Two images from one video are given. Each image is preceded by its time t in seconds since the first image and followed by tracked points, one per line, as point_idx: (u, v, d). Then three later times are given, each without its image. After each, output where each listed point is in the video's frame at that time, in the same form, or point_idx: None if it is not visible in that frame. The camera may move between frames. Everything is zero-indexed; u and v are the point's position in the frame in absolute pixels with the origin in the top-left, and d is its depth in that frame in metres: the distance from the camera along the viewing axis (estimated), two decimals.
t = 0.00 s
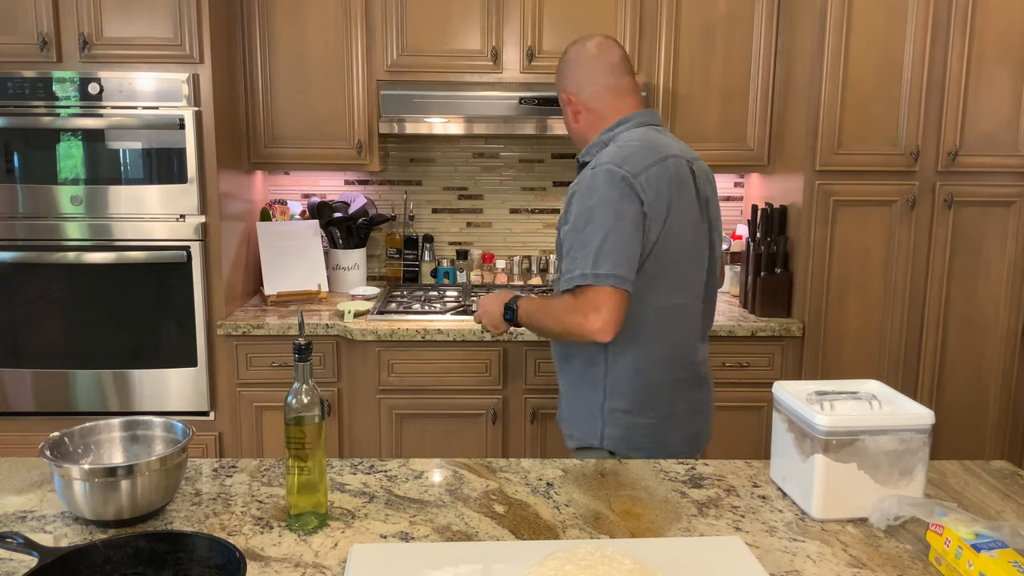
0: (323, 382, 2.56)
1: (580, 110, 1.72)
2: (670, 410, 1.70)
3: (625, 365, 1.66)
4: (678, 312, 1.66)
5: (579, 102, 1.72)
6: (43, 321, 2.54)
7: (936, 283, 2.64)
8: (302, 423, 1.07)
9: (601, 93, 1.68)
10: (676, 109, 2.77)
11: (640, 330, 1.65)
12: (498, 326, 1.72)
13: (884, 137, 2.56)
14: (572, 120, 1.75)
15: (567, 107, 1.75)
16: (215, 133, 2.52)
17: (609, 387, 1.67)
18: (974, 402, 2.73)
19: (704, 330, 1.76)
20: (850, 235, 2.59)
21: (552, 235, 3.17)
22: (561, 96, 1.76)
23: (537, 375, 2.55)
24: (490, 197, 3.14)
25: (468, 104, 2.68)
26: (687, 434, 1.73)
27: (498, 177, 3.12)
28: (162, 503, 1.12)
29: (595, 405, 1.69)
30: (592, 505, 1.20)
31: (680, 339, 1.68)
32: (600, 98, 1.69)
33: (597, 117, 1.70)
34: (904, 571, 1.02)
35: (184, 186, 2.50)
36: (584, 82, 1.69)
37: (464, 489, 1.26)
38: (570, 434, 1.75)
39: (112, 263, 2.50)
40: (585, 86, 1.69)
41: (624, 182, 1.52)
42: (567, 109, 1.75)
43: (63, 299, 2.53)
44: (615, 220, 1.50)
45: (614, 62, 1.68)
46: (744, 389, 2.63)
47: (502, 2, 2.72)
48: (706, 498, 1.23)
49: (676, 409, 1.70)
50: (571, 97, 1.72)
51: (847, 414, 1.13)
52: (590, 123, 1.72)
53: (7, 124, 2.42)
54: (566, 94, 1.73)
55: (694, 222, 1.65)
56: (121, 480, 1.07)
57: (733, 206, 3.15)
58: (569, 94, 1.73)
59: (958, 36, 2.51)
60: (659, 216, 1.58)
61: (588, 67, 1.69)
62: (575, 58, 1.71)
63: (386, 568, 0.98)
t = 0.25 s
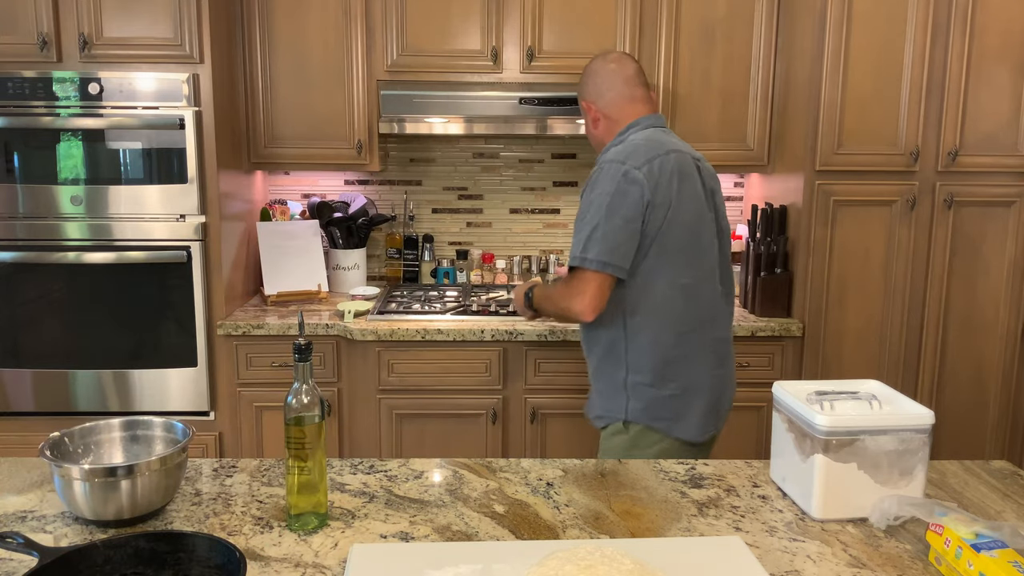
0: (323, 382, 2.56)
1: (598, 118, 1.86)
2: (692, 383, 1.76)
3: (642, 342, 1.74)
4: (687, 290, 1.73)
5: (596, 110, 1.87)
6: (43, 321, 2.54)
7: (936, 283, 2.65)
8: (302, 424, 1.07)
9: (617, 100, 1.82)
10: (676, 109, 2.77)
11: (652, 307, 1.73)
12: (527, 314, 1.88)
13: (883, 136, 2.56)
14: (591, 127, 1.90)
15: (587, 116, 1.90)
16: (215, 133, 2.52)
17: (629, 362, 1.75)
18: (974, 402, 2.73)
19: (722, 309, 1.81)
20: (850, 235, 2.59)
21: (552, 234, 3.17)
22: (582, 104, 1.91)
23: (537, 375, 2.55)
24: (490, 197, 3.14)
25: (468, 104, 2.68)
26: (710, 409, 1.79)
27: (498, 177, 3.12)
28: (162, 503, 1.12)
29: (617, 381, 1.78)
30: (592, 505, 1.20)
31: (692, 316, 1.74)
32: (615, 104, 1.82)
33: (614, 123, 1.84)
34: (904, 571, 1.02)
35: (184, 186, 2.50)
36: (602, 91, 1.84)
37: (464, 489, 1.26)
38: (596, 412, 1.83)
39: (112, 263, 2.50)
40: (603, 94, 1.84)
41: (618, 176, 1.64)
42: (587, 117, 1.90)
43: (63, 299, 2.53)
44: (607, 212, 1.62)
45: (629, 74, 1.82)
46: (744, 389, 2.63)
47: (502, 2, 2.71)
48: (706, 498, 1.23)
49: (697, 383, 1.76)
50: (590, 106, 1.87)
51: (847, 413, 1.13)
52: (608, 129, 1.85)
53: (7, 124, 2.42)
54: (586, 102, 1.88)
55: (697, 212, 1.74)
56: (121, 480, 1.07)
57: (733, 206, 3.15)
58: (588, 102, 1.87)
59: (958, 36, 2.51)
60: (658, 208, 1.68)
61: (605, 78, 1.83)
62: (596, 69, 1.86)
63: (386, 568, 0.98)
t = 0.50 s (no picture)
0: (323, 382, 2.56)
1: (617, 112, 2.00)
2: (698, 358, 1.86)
3: (650, 317, 1.85)
4: (694, 268, 1.84)
5: (615, 105, 2.00)
6: (43, 321, 2.54)
7: (936, 283, 2.65)
8: (302, 423, 1.07)
9: (634, 97, 1.95)
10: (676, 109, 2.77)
11: (659, 283, 1.85)
12: (550, 288, 2.04)
13: (883, 136, 2.56)
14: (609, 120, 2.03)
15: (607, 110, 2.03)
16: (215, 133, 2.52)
17: (638, 338, 1.87)
18: (974, 402, 2.73)
19: (730, 290, 1.91)
20: (850, 235, 2.59)
21: (552, 234, 3.17)
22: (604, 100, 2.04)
23: (537, 375, 2.56)
24: (490, 198, 3.14)
25: (468, 104, 2.68)
26: (715, 385, 1.88)
27: (498, 177, 3.12)
28: (162, 503, 1.12)
29: (627, 355, 1.89)
30: (592, 504, 1.20)
31: (699, 293, 1.84)
32: (633, 100, 1.96)
33: (630, 117, 1.97)
34: (904, 571, 1.02)
35: (184, 186, 2.50)
36: (621, 88, 1.97)
37: (464, 489, 1.26)
38: (608, 388, 1.95)
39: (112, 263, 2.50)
40: (622, 91, 1.97)
41: (632, 152, 1.79)
42: (607, 110, 2.03)
43: (63, 299, 2.53)
44: (618, 185, 1.77)
45: (647, 73, 1.95)
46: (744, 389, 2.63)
47: (502, 2, 2.71)
48: (706, 498, 1.23)
49: (702, 358, 1.86)
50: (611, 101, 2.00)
51: (847, 414, 1.13)
52: (623, 123, 1.99)
53: (6, 124, 2.42)
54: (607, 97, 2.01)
55: (708, 195, 1.85)
56: (121, 480, 1.07)
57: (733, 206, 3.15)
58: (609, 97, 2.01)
59: (958, 36, 2.51)
60: (668, 186, 1.81)
61: (625, 75, 1.96)
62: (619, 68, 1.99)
63: (385, 568, 0.98)
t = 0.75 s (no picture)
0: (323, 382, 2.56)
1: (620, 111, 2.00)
2: (687, 353, 1.86)
3: (638, 315, 1.87)
4: (679, 265, 1.83)
5: (618, 105, 2.00)
6: (43, 321, 2.54)
7: (936, 283, 2.65)
8: (302, 423, 1.07)
9: (637, 97, 1.95)
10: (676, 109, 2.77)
11: (647, 280, 1.85)
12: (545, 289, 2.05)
13: (884, 136, 2.56)
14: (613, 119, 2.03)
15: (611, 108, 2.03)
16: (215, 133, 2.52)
17: (627, 335, 1.89)
18: (973, 403, 2.73)
19: (722, 287, 1.90)
20: (850, 235, 2.59)
21: (552, 234, 3.17)
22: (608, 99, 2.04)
23: (537, 375, 2.56)
24: (490, 197, 3.14)
25: (468, 104, 2.69)
26: (706, 382, 1.88)
27: (498, 177, 3.12)
28: (162, 503, 1.12)
29: (618, 352, 1.90)
30: (592, 505, 1.20)
31: (686, 290, 1.84)
32: (635, 100, 1.96)
33: (631, 116, 1.98)
34: (904, 571, 1.02)
35: (184, 186, 2.50)
36: (624, 88, 1.98)
37: (464, 489, 1.26)
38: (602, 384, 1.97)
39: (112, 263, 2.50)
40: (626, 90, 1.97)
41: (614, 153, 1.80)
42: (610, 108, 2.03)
43: (63, 299, 2.53)
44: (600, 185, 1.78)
45: (651, 73, 1.95)
46: (744, 389, 2.63)
47: (502, 2, 2.71)
48: (706, 498, 1.23)
49: (691, 354, 1.86)
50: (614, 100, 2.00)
51: (846, 414, 1.13)
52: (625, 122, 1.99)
53: (7, 124, 2.42)
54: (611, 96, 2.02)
55: (696, 192, 1.84)
56: (121, 480, 1.07)
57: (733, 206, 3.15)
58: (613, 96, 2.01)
59: (958, 36, 2.51)
60: (651, 186, 1.81)
61: (629, 75, 1.97)
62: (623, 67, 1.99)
63: (385, 568, 0.98)
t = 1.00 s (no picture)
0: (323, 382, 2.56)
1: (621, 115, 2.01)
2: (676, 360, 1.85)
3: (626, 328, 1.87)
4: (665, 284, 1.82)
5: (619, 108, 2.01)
6: (43, 321, 2.54)
7: (936, 283, 2.64)
8: (301, 428, 1.08)
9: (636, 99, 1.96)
10: (676, 109, 2.77)
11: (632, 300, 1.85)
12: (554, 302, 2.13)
13: (884, 136, 2.56)
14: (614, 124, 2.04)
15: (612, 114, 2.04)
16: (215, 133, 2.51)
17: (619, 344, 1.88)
18: (973, 403, 2.73)
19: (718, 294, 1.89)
20: (850, 235, 2.59)
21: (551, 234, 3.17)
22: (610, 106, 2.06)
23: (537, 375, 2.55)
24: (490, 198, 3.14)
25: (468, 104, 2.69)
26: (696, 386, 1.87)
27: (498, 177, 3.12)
28: (162, 503, 1.12)
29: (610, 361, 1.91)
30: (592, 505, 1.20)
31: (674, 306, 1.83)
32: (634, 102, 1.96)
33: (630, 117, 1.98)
34: (904, 571, 1.02)
35: (184, 186, 2.50)
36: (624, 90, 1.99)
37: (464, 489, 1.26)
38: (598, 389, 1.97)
39: (112, 263, 2.50)
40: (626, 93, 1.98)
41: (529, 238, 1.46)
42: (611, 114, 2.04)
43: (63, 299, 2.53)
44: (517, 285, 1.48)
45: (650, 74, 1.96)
46: (744, 389, 2.63)
47: (502, 2, 2.71)
48: (706, 498, 1.23)
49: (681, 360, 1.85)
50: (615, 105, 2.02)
51: (847, 413, 1.13)
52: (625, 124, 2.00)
53: (7, 124, 2.42)
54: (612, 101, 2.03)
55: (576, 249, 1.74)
56: (121, 480, 1.06)
57: (733, 206, 3.15)
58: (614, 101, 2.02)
59: (958, 37, 2.51)
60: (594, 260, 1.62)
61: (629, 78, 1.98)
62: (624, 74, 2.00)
63: (386, 569, 0.98)
